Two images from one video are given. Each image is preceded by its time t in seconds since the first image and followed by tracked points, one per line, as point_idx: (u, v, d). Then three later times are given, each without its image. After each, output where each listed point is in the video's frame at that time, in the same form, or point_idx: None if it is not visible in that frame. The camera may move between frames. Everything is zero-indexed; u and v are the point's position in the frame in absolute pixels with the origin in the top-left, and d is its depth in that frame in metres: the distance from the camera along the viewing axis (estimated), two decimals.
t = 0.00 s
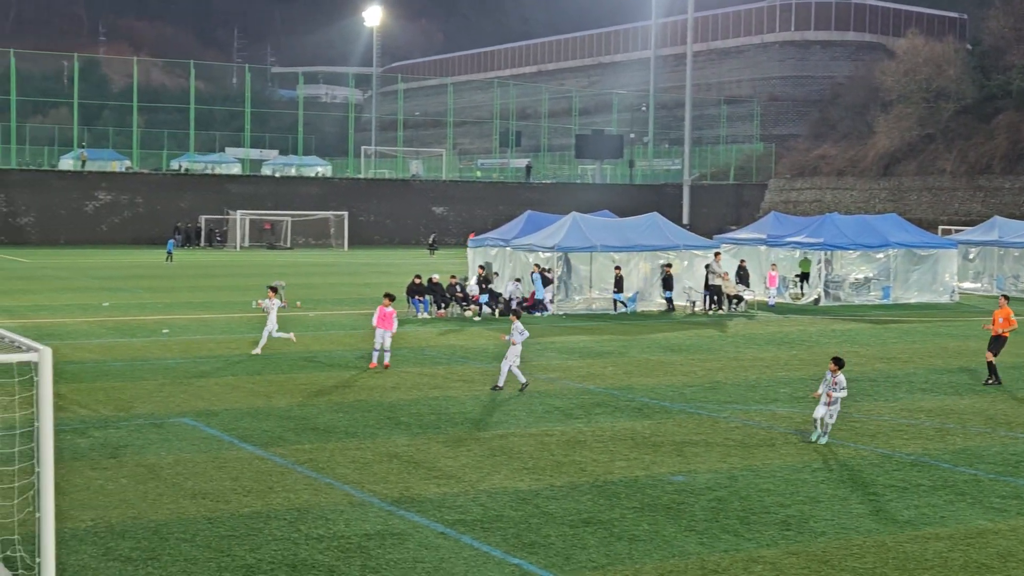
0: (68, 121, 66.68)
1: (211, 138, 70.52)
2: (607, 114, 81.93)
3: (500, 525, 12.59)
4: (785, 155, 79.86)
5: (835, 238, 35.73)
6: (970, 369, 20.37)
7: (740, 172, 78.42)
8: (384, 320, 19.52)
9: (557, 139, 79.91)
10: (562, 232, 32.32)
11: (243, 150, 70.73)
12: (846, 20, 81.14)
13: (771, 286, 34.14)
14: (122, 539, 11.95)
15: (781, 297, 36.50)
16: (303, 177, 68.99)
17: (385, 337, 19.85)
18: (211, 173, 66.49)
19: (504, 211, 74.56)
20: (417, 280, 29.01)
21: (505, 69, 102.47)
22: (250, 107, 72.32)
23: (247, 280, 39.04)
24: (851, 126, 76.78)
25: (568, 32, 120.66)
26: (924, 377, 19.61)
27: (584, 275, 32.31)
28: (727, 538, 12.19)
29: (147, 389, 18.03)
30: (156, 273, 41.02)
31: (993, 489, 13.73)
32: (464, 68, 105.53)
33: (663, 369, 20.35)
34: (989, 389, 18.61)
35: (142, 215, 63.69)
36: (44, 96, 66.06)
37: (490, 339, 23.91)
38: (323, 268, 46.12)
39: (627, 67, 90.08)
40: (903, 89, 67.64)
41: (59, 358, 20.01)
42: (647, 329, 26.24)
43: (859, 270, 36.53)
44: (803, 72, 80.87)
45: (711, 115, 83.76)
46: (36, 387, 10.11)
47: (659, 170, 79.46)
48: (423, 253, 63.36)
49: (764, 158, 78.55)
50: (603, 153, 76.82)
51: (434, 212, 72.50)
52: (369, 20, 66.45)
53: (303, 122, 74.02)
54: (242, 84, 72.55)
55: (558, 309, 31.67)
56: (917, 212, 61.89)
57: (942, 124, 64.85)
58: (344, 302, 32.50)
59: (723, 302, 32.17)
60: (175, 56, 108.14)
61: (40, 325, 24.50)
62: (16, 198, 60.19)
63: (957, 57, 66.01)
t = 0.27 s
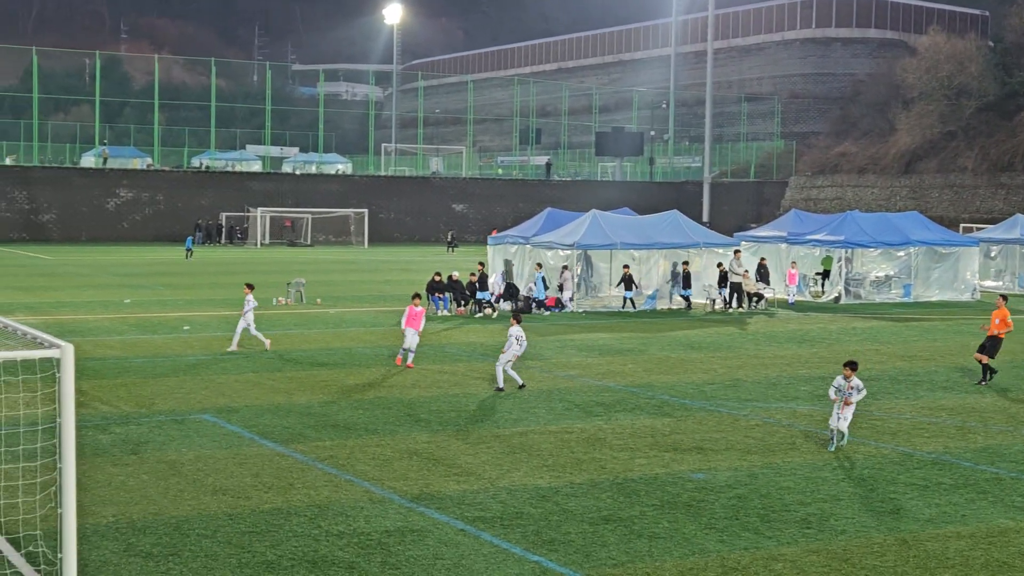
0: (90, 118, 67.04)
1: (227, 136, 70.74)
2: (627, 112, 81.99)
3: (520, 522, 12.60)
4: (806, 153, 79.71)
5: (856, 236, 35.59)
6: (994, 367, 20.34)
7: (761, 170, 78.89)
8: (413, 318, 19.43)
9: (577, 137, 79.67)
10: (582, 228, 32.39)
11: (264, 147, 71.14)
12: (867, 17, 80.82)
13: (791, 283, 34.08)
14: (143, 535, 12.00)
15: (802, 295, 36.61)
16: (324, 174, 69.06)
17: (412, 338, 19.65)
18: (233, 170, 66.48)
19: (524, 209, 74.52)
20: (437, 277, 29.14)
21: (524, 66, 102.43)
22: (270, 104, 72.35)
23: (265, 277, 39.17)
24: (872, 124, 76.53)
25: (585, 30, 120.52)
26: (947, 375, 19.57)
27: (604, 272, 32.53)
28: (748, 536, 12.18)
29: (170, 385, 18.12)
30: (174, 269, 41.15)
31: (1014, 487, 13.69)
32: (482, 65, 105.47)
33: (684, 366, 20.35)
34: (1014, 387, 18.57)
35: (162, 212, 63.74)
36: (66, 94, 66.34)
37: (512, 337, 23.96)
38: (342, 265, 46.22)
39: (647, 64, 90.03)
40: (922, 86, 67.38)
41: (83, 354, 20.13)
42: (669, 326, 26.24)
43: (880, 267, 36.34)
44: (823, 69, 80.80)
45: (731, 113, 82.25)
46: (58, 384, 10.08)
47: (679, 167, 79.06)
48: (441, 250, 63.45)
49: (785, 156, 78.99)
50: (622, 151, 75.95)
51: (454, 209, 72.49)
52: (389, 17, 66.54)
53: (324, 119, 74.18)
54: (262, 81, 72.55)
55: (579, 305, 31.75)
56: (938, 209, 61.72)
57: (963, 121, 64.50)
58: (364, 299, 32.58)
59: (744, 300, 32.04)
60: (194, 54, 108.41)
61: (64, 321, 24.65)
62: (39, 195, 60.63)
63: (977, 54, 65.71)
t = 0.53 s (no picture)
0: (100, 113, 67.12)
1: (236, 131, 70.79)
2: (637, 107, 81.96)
3: (529, 518, 12.61)
4: (817, 148, 79.52)
5: (866, 232, 35.50)
6: (1004, 363, 20.30)
7: (771, 166, 79.01)
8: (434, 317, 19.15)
9: (587, 132, 79.59)
10: (591, 224, 32.28)
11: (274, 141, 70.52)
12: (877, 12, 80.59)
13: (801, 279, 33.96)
14: (153, 529, 12.04)
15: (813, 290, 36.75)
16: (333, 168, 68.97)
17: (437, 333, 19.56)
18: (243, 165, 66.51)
19: (534, 204, 74.47)
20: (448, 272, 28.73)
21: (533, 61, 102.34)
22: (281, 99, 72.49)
23: (274, 271, 39.21)
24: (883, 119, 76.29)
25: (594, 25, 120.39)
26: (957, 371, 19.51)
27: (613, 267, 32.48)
28: (756, 531, 12.18)
29: (179, 379, 18.16)
30: (183, 264, 41.22)
31: None
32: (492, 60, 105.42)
33: (693, 362, 20.34)
34: None
35: (173, 207, 63.86)
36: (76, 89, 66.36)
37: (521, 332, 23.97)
38: (352, 260, 46.27)
39: (657, 59, 89.92)
40: (933, 82, 67.15)
41: (92, 348, 20.19)
42: (678, 321, 26.24)
43: (891, 262, 36.21)
44: (833, 65, 80.76)
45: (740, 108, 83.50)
46: (69, 377, 10.09)
47: (689, 162, 78.73)
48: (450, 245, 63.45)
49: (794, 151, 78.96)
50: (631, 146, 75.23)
51: (464, 204, 72.39)
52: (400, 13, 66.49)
53: (334, 114, 74.45)
54: (272, 75, 72.27)
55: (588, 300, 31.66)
56: (949, 205, 61.59)
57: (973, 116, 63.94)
58: (373, 294, 32.59)
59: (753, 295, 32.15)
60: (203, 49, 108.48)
61: (75, 316, 24.72)
62: (50, 189, 60.78)
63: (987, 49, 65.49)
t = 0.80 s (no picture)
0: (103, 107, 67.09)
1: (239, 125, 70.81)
2: (640, 101, 81.96)
3: (532, 512, 12.63)
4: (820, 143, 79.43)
5: (869, 226, 35.59)
6: (1007, 358, 20.29)
7: (774, 161, 79.27)
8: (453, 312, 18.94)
9: (589, 126, 79.72)
10: (594, 218, 32.31)
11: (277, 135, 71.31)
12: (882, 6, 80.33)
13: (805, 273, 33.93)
14: (156, 522, 12.07)
15: (815, 285, 36.82)
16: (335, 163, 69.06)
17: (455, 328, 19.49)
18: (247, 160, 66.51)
19: (537, 198, 74.43)
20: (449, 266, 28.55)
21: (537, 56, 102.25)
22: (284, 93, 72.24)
23: (276, 265, 39.27)
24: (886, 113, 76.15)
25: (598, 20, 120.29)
26: (961, 366, 19.53)
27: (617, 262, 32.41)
28: (760, 526, 12.19)
29: (183, 373, 18.20)
30: (186, 258, 41.24)
31: None
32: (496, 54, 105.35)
33: (695, 356, 20.35)
34: None
35: (176, 200, 63.82)
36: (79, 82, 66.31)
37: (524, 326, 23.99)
38: (355, 254, 46.28)
39: (661, 53, 89.86)
40: (937, 76, 66.98)
41: (95, 342, 20.22)
42: (681, 316, 26.24)
43: (894, 258, 36.37)
44: (837, 59, 80.51)
45: (745, 102, 83.47)
46: (74, 369, 10.11)
47: (693, 157, 78.64)
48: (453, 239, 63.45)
49: (798, 146, 79.29)
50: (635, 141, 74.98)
51: (467, 198, 72.31)
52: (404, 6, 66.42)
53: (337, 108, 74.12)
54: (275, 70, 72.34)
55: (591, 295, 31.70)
56: (953, 199, 61.55)
57: (977, 111, 63.87)
58: (377, 288, 32.62)
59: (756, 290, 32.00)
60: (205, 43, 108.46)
61: (79, 309, 24.77)
62: (54, 183, 60.76)
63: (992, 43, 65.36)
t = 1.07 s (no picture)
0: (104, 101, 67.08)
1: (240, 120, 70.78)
2: (641, 96, 81.97)
3: (532, 506, 12.63)
4: (821, 137, 79.39)
5: (870, 220, 35.49)
6: (1007, 353, 20.28)
7: (775, 154, 78.98)
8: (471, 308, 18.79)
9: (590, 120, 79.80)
10: (595, 213, 32.26)
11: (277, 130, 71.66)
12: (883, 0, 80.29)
13: (805, 268, 33.90)
14: (157, 516, 12.08)
15: (816, 279, 36.96)
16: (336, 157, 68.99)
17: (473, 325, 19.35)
18: (247, 154, 66.47)
19: (537, 192, 74.39)
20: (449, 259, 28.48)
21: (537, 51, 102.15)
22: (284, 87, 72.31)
23: (277, 260, 39.27)
24: (887, 108, 76.08)
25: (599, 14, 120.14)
26: (961, 360, 19.53)
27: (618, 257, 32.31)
28: (760, 520, 12.20)
29: (183, 367, 18.20)
30: (186, 253, 41.21)
31: None
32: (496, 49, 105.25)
33: (696, 351, 20.36)
34: None
35: (177, 194, 63.77)
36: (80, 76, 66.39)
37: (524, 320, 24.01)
38: (355, 249, 46.26)
39: (662, 48, 89.72)
40: (939, 71, 66.87)
41: (96, 336, 20.24)
42: (682, 310, 26.25)
43: (894, 252, 36.29)
44: (838, 53, 80.38)
45: (745, 97, 82.75)
46: (74, 364, 10.12)
47: (694, 151, 78.55)
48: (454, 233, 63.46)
49: (798, 141, 79.02)
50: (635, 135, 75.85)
51: (467, 192, 72.23)
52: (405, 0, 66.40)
53: (338, 102, 74.19)
54: (276, 64, 72.15)
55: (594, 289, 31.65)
56: (953, 194, 61.53)
57: (979, 106, 63.93)
58: (377, 282, 32.62)
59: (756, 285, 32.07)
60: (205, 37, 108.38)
61: (79, 304, 24.79)
62: (54, 176, 60.68)
63: (992, 38, 65.32)
